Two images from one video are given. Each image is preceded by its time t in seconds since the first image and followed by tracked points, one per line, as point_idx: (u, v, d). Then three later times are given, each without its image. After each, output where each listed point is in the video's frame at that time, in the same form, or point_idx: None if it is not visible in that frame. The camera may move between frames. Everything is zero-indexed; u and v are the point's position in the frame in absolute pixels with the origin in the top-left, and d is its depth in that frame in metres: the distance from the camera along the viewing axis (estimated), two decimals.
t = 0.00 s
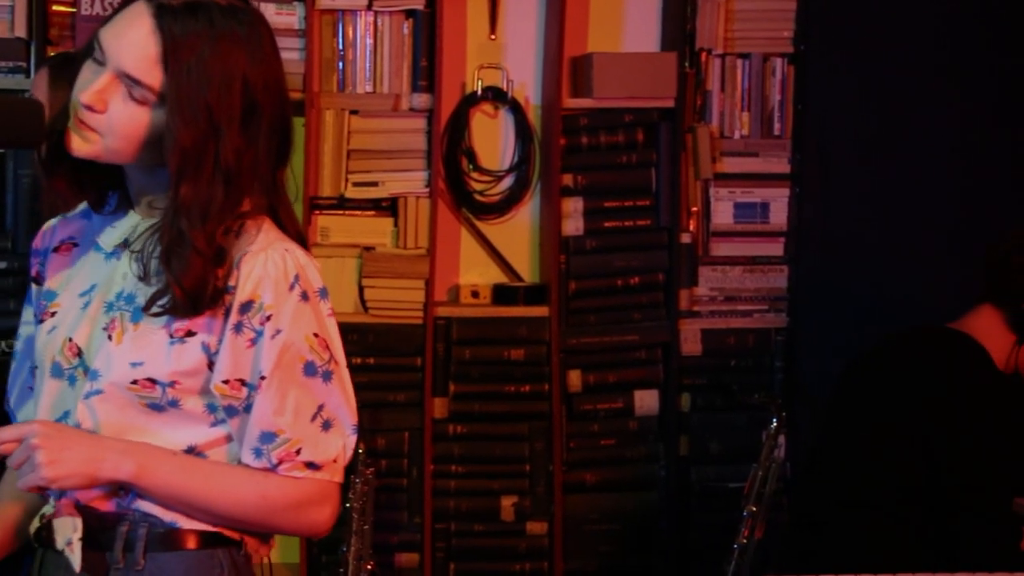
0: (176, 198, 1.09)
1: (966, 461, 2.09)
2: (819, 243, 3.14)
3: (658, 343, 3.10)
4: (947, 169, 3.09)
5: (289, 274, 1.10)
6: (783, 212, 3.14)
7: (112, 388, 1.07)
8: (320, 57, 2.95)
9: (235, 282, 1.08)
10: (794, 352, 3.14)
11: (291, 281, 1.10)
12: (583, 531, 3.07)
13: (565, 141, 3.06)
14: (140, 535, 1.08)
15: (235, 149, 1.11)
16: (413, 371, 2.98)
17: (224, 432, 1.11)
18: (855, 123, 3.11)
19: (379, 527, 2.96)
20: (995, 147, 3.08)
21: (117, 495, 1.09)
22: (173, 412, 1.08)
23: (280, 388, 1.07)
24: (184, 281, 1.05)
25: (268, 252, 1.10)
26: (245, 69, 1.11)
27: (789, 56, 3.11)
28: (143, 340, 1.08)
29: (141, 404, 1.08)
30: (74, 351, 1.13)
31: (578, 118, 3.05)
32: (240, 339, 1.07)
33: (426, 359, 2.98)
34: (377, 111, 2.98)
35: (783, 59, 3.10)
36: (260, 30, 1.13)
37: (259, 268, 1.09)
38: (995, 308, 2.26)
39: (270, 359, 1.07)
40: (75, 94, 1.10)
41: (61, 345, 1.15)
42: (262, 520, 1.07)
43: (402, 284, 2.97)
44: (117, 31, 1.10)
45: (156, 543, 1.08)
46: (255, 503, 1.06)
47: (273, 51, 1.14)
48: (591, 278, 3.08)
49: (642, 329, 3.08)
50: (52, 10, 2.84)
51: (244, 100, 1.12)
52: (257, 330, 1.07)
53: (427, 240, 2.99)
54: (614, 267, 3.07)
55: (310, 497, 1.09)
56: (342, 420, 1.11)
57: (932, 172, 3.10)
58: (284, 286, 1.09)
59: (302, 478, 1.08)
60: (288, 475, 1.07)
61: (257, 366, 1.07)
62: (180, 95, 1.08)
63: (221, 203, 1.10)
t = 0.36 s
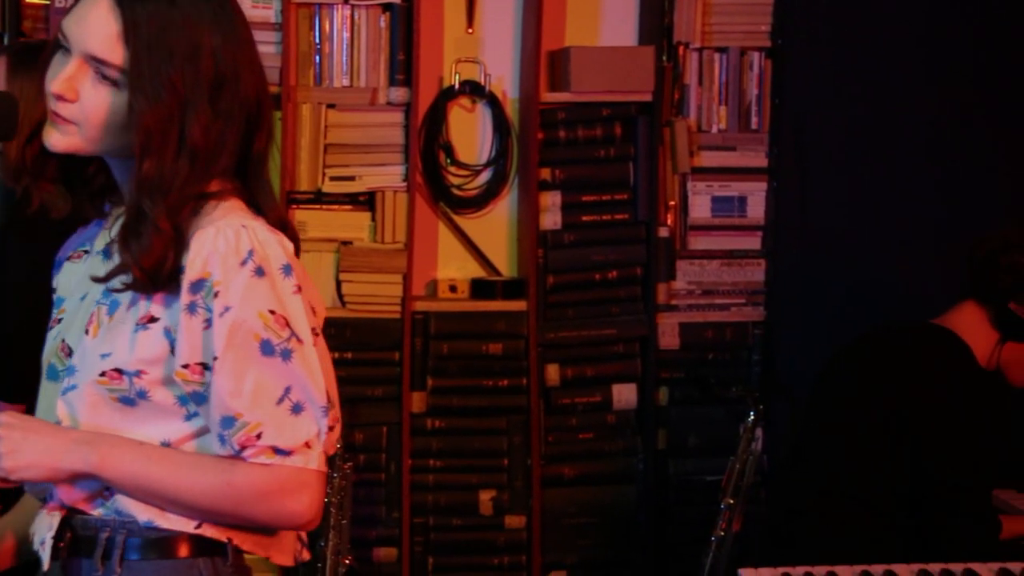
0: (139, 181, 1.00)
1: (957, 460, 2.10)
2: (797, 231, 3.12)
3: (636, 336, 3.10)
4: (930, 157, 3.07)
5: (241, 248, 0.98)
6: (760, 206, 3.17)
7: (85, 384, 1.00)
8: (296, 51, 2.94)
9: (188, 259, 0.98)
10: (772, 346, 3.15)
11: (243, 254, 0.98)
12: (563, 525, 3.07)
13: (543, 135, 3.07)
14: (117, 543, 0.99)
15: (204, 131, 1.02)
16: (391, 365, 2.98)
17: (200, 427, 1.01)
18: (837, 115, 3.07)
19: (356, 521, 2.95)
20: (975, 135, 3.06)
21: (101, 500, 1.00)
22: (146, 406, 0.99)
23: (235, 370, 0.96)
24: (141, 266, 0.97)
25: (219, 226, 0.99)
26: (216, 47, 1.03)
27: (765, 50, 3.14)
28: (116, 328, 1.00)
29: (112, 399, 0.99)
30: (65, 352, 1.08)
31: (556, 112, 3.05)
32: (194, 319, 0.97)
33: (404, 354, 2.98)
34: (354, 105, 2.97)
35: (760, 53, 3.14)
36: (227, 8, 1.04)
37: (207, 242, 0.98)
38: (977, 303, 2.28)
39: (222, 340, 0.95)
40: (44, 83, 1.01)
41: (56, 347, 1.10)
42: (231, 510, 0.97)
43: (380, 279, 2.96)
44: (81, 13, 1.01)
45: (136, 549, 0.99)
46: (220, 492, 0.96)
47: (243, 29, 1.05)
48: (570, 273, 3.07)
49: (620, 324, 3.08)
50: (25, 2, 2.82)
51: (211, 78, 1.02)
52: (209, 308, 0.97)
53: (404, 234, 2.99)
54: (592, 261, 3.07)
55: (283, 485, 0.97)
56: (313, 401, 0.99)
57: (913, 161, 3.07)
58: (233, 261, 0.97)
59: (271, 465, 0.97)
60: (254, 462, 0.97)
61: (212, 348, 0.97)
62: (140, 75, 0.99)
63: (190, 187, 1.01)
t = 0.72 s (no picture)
0: (94, 150, 1.01)
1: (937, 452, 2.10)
2: (773, 224, 3.13)
3: (615, 329, 3.11)
4: (903, 155, 3.11)
5: (199, 239, 0.98)
6: (739, 198, 3.18)
7: (56, 378, 1.01)
8: (274, 43, 2.93)
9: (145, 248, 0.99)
10: (749, 338, 3.16)
11: (200, 247, 0.98)
12: (542, 516, 3.08)
13: (521, 128, 3.07)
14: (91, 540, 1.02)
15: (159, 101, 1.02)
16: (371, 357, 2.97)
17: (161, 424, 1.02)
18: (814, 112, 3.10)
19: (336, 512, 2.95)
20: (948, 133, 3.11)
21: (72, 498, 1.03)
22: (112, 401, 1.00)
23: (189, 364, 0.97)
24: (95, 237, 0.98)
25: (180, 217, 0.99)
26: (176, 26, 1.04)
27: (744, 42, 3.14)
28: (86, 324, 1.01)
29: (79, 393, 1.00)
30: (44, 347, 1.08)
31: (534, 103, 3.05)
32: (153, 312, 0.98)
33: (384, 346, 2.97)
34: (332, 97, 2.96)
35: (739, 44, 3.13)
36: None
37: (166, 233, 0.98)
38: (958, 298, 2.28)
39: (175, 332, 0.96)
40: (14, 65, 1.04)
41: (39, 343, 1.09)
42: (185, 504, 0.97)
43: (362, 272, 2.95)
44: None
45: (110, 547, 1.02)
46: (173, 486, 0.96)
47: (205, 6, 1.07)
48: (549, 265, 3.07)
49: (599, 316, 3.09)
50: None
51: (168, 49, 1.03)
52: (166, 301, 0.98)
53: (384, 227, 2.97)
54: (570, 253, 3.07)
55: (236, 481, 0.97)
56: (268, 397, 0.99)
57: (893, 158, 3.12)
58: (189, 252, 0.98)
59: (225, 460, 0.97)
60: (207, 459, 0.97)
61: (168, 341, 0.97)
62: (92, 42, 1.00)
63: (144, 158, 1.01)
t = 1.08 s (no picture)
0: (57, 130, 1.01)
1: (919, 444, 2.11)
2: (755, 216, 3.17)
3: (597, 321, 3.11)
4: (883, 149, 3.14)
5: (215, 254, 1.03)
6: (721, 190, 3.16)
7: (38, 372, 1.02)
8: (254, 34, 2.92)
9: (150, 255, 1.03)
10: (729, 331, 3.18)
11: (215, 263, 1.03)
12: (524, 509, 3.09)
13: (503, 120, 3.06)
14: (67, 528, 1.04)
15: (119, 76, 1.03)
16: (352, 350, 2.97)
17: (150, 420, 1.06)
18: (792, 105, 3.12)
19: (318, 506, 2.95)
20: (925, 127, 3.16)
21: (45, 488, 1.05)
22: (98, 399, 1.04)
23: (198, 376, 1.02)
24: (71, 220, 1.02)
25: (194, 231, 1.03)
26: None
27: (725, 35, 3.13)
28: (71, 320, 1.02)
29: (65, 390, 1.03)
30: (9, 330, 1.07)
31: (516, 97, 3.05)
32: (162, 321, 1.02)
33: (365, 338, 2.96)
34: (313, 89, 2.96)
35: (719, 38, 3.12)
36: None
37: (181, 245, 1.02)
38: (939, 293, 2.29)
39: (187, 344, 1.01)
40: None
41: None
42: (177, 507, 1.02)
43: (342, 264, 2.95)
44: None
45: (84, 534, 1.04)
46: (169, 491, 1.01)
47: None
48: (531, 257, 3.07)
49: (582, 308, 3.08)
50: None
51: (126, 22, 1.03)
52: (177, 312, 1.02)
53: (365, 220, 2.99)
54: (552, 246, 3.07)
55: (231, 488, 1.04)
56: (269, 410, 1.06)
57: (869, 151, 3.15)
58: (206, 267, 1.02)
59: (222, 469, 1.03)
60: (207, 466, 1.02)
61: (177, 351, 1.02)
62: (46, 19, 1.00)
63: (110, 136, 1.03)
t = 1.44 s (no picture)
0: (33, 121, 1.00)
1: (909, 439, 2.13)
2: (741, 212, 3.18)
3: (583, 315, 3.12)
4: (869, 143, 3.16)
5: (214, 253, 1.04)
6: (706, 184, 3.18)
7: (29, 369, 1.02)
8: (239, 27, 2.92)
9: (148, 251, 1.02)
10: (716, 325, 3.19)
11: (215, 261, 1.03)
12: (511, 502, 3.10)
13: (489, 114, 3.06)
14: (55, 522, 1.03)
15: (95, 62, 1.02)
16: (338, 344, 2.97)
17: (145, 417, 1.07)
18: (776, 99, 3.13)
19: (306, 500, 2.95)
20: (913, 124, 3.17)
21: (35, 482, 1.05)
22: (92, 395, 1.03)
23: (197, 374, 1.02)
24: (52, 214, 1.01)
25: (194, 228, 1.03)
26: None
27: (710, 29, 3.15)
28: (62, 317, 1.02)
29: (57, 386, 1.02)
30: None
31: (502, 90, 3.04)
32: (162, 319, 1.02)
33: (351, 333, 2.96)
34: (299, 83, 2.95)
35: (705, 32, 3.14)
36: None
37: (181, 242, 1.02)
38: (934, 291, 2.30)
39: (187, 341, 1.02)
40: None
41: None
42: (170, 502, 1.03)
43: (329, 257, 2.95)
44: None
45: (73, 529, 1.04)
46: (164, 486, 1.01)
47: None
48: (516, 251, 3.08)
49: (568, 302, 3.10)
50: None
51: (99, 9, 1.03)
52: (177, 310, 1.02)
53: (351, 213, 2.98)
54: (540, 240, 3.07)
55: (225, 485, 1.04)
56: (266, 408, 1.06)
57: (858, 145, 3.15)
58: (206, 265, 1.03)
59: (218, 465, 1.04)
60: (203, 463, 1.03)
61: (176, 349, 1.02)
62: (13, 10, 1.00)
63: (91, 123, 1.02)
